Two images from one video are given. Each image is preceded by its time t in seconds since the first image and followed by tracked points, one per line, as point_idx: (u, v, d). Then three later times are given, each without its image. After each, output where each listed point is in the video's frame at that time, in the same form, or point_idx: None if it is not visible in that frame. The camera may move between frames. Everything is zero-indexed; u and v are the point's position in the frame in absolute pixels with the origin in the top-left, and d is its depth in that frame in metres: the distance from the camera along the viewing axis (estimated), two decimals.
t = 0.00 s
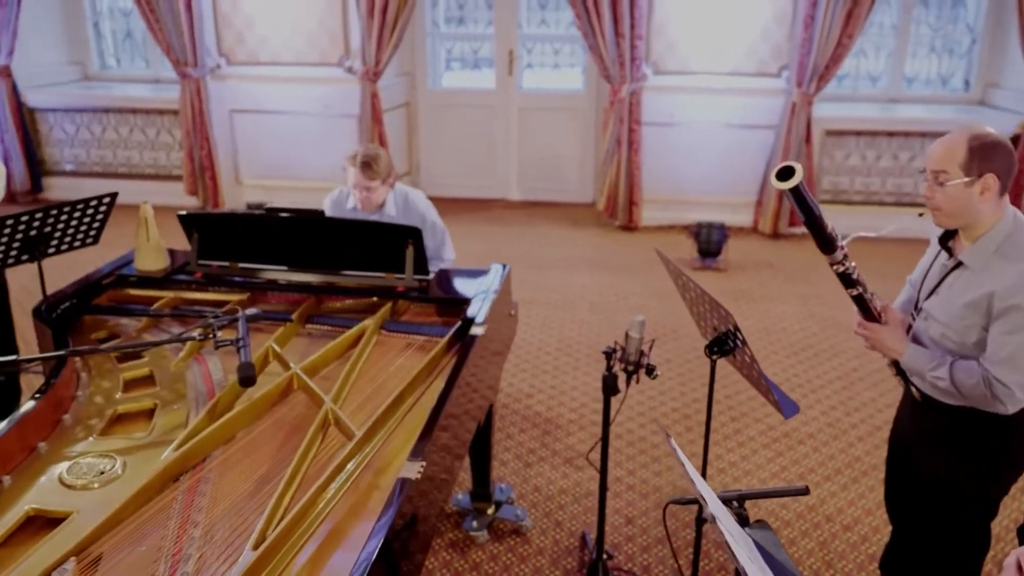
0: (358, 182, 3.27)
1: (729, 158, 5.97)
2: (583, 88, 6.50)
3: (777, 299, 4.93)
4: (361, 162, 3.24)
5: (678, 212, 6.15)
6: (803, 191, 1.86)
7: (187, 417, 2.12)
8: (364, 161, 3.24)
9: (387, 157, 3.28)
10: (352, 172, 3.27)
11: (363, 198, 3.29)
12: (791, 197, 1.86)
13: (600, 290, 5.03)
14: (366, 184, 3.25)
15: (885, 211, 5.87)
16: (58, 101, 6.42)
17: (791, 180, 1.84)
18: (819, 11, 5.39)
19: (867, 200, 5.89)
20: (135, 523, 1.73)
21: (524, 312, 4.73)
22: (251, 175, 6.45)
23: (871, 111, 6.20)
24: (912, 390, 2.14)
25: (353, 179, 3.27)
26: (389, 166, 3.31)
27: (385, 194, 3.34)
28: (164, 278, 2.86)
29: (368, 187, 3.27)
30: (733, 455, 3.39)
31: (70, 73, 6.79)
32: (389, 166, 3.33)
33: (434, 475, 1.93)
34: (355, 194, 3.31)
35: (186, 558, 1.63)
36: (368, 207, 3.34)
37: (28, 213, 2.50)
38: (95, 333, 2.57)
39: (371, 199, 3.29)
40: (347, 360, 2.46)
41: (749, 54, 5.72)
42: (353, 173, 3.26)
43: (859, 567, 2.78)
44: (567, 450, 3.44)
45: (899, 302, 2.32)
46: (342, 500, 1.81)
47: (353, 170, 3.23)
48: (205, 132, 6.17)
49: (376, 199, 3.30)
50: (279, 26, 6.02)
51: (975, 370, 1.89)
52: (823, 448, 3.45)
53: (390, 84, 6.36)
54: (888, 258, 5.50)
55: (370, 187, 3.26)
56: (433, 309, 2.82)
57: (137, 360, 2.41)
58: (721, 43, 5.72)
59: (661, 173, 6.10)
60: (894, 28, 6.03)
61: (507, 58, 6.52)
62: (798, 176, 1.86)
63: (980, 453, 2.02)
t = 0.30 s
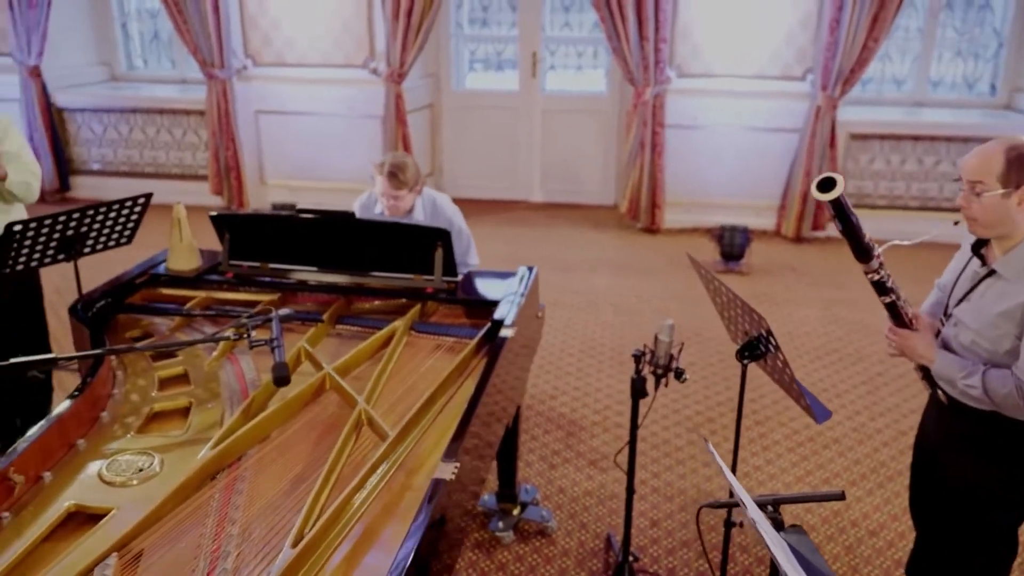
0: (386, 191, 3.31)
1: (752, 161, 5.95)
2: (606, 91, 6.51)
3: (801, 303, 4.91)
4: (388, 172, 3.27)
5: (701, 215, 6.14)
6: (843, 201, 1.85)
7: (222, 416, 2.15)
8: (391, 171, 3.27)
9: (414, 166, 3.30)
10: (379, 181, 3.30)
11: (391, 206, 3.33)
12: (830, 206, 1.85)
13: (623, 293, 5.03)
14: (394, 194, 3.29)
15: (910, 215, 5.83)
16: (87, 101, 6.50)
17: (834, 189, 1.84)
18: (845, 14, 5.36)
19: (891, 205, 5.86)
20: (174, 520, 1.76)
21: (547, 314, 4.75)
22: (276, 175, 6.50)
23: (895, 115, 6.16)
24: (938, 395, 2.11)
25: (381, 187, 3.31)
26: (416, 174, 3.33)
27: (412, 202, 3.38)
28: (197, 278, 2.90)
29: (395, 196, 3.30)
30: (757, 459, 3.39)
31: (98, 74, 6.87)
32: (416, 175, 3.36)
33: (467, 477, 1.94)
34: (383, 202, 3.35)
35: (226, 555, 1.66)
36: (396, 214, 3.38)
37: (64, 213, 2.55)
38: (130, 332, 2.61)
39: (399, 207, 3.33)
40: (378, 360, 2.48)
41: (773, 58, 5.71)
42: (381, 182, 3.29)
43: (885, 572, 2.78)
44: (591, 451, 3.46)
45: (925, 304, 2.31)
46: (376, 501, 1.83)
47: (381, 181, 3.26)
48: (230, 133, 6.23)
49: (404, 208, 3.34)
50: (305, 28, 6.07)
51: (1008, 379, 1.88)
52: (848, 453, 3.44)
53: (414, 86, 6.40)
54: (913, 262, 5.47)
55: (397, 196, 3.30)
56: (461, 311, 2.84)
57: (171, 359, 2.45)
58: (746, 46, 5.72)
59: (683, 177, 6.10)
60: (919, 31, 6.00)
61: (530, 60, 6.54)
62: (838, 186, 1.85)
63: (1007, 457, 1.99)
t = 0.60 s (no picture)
0: (413, 175, 3.33)
1: (777, 164, 5.94)
2: (629, 93, 6.52)
3: (825, 306, 4.90)
4: (417, 155, 3.31)
5: (724, 217, 6.14)
6: (914, 179, 1.71)
7: (260, 415, 2.19)
8: (419, 154, 3.32)
9: (442, 152, 3.35)
10: (407, 166, 3.33)
11: (418, 190, 3.33)
12: (900, 183, 1.71)
13: (646, 295, 5.04)
14: (421, 176, 3.31)
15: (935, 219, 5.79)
16: (115, 101, 6.58)
17: (909, 164, 1.69)
18: (872, 18, 5.34)
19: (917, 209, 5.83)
20: (217, 516, 1.79)
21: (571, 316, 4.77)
22: (299, 175, 6.55)
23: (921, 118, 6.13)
24: (965, 396, 2.11)
25: (409, 172, 3.33)
26: (444, 162, 3.37)
27: (439, 190, 3.39)
28: (231, 278, 2.94)
29: (423, 179, 3.32)
30: (783, 463, 3.40)
31: (126, 73, 6.95)
32: (445, 163, 3.39)
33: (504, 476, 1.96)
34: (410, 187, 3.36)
35: (269, 552, 1.69)
36: (423, 201, 3.38)
37: (103, 213, 2.58)
38: (167, 330, 2.65)
39: (426, 191, 3.33)
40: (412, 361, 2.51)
41: (799, 60, 5.71)
42: (409, 166, 3.32)
43: None
44: (617, 453, 3.48)
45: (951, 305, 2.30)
46: (414, 500, 1.86)
47: (409, 161, 3.29)
48: (256, 132, 6.29)
49: (431, 192, 3.34)
50: (330, 29, 6.12)
51: None
52: (875, 458, 3.44)
53: (438, 87, 6.44)
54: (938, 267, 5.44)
55: (424, 179, 3.31)
56: (491, 312, 2.86)
57: (208, 357, 2.48)
58: (771, 49, 5.71)
59: (706, 179, 6.10)
60: (946, 34, 5.98)
61: (554, 61, 6.56)
62: (912, 163, 1.71)
63: None
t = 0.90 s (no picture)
0: (430, 182, 3.33)
1: (798, 165, 5.93)
2: (649, 93, 6.53)
3: (847, 308, 4.89)
4: (434, 162, 3.30)
5: (743, 219, 6.13)
6: (966, 171, 1.71)
7: (292, 413, 2.21)
8: (435, 161, 3.30)
9: (458, 157, 3.33)
10: (424, 172, 3.32)
11: (436, 196, 3.35)
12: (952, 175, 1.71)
13: (667, 296, 5.05)
14: (439, 183, 3.31)
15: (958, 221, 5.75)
16: (139, 100, 6.65)
17: (964, 156, 1.70)
18: (895, 20, 5.32)
19: (939, 211, 5.80)
20: (255, 513, 1.82)
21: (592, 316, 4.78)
22: (320, 174, 6.59)
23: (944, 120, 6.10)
24: (991, 394, 2.08)
25: (426, 179, 3.33)
26: (461, 166, 3.36)
27: (457, 194, 3.40)
28: (260, 277, 2.97)
29: (441, 186, 3.33)
30: (806, 466, 3.40)
31: (149, 72, 7.02)
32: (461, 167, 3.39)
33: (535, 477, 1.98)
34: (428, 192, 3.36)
35: (306, 549, 1.71)
36: (441, 206, 3.39)
37: (139, 212, 2.63)
38: (198, 330, 2.69)
39: (444, 197, 3.35)
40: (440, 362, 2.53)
41: (821, 62, 5.69)
42: (425, 173, 3.32)
43: None
44: (639, 454, 3.49)
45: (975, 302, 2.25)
46: (447, 499, 1.88)
47: (426, 169, 3.29)
48: (278, 131, 6.34)
49: (448, 197, 3.36)
50: (352, 29, 6.15)
51: None
52: (899, 462, 3.43)
53: (459, 87, 6.47)
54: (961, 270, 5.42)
55: (442, 185, 3.31)
56: (518, 314, 2.88)
57: (239, 356, 2.52)
58: (793, 50, 5.70)
59: (726, 180, 6.09)
60: (970, 36, 5.95)
61: (575, 62, 6.58)
62: (966, 155, 1.71)
63: None
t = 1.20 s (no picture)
0: (448, 184, 3.35)
1: (817, 167, 5.91)
2: (669, 95, 6.53)
3: (867, 312, 4.88)
4: (451, 164, 3.31)
5: (762, 221, 6.12)
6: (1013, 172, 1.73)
7: (324, 413, 2.24)
8: (452, 163, 3.32)
9: (475, 158, 3.35)
10: (442, 175, 3.34)
11: (455, 198, 3.36)
12: (999, 176, 1.73)
13: (686, 298, 5.06)
14: (457, 185, 3.33)
15: (979, 225, 5.72)
16: (162, 99, 6.71)
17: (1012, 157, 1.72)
18: (917, 22, 5.30)
19: (959, 214, 5.77)
20: (290, 512, 1.85)
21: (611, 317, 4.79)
22: (340, 174, 6.63)
23: (965, 122, 6.07)
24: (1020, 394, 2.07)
25: (443, 181, 3.34)
26: (477, 167, 3.38)
27: (474, 194, 3.41)
28: (288, 277, 3.00)
29: (459, 187, 3.34)
30: (827, 468, 3.40)
31: (171, 72, 7.08)
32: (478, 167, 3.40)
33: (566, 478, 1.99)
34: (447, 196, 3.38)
35: (342, 548, 1.73)
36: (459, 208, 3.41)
37: (172, 213, 2.68)
38: (229, 329, 2.73)
39: (463, 198, 3.37)
40: (468, 363, 2.55)
41: (842, 64, 5.68)
42: (443, 175, 3.33)
43: None
44: (660, 455, 3.51)
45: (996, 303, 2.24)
46: (479, 500, 1.90)
47: (444, 172, 3.30)
48: (299, 131, 6.39)
49: (467, 199, 3.37)
50: (373, 30, 6.19)
51: None
52: (921, 466, 3.43)
53: (478, 87, 6.50)
54: (983, 273, 5.39)
55: (460, 187, 3.33)
56: (543, 315, 2.90)
57: (270, 356, 2.55)
58: (814, 52, 5.70)
59: (744, 182, 6.09)
60: (992, 38, 5.92)
61: (594, 63, 6.59)
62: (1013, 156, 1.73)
63: None
